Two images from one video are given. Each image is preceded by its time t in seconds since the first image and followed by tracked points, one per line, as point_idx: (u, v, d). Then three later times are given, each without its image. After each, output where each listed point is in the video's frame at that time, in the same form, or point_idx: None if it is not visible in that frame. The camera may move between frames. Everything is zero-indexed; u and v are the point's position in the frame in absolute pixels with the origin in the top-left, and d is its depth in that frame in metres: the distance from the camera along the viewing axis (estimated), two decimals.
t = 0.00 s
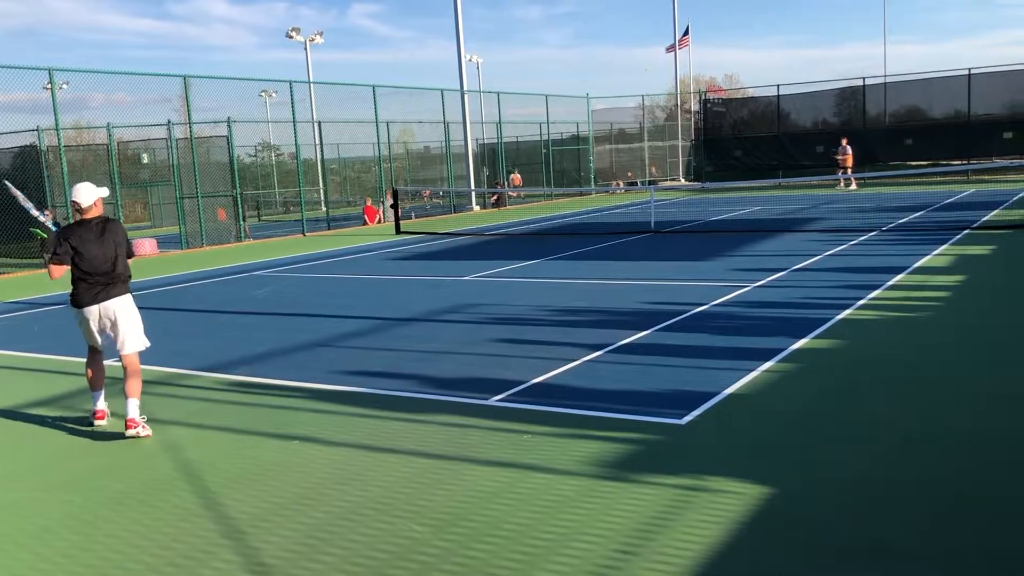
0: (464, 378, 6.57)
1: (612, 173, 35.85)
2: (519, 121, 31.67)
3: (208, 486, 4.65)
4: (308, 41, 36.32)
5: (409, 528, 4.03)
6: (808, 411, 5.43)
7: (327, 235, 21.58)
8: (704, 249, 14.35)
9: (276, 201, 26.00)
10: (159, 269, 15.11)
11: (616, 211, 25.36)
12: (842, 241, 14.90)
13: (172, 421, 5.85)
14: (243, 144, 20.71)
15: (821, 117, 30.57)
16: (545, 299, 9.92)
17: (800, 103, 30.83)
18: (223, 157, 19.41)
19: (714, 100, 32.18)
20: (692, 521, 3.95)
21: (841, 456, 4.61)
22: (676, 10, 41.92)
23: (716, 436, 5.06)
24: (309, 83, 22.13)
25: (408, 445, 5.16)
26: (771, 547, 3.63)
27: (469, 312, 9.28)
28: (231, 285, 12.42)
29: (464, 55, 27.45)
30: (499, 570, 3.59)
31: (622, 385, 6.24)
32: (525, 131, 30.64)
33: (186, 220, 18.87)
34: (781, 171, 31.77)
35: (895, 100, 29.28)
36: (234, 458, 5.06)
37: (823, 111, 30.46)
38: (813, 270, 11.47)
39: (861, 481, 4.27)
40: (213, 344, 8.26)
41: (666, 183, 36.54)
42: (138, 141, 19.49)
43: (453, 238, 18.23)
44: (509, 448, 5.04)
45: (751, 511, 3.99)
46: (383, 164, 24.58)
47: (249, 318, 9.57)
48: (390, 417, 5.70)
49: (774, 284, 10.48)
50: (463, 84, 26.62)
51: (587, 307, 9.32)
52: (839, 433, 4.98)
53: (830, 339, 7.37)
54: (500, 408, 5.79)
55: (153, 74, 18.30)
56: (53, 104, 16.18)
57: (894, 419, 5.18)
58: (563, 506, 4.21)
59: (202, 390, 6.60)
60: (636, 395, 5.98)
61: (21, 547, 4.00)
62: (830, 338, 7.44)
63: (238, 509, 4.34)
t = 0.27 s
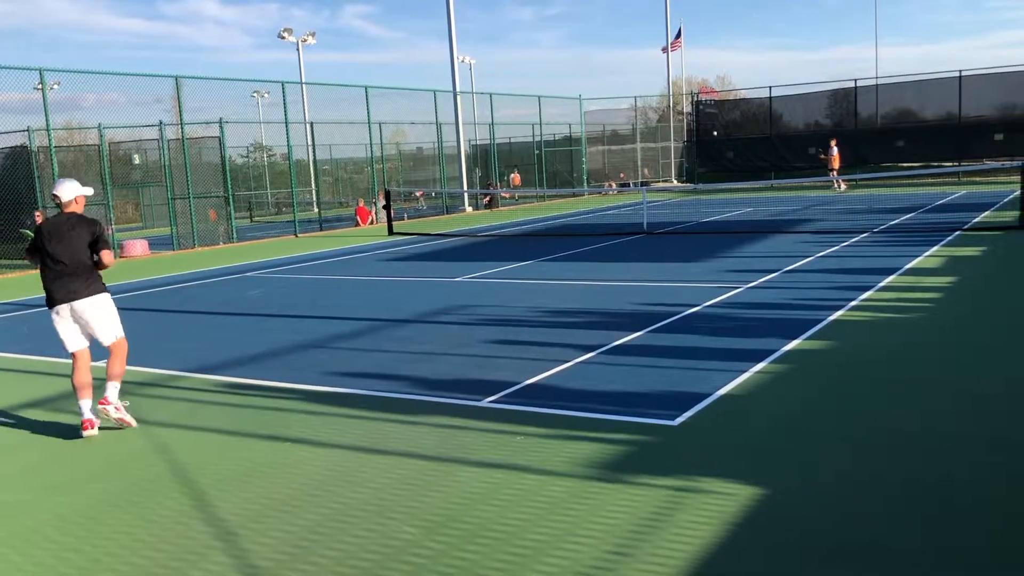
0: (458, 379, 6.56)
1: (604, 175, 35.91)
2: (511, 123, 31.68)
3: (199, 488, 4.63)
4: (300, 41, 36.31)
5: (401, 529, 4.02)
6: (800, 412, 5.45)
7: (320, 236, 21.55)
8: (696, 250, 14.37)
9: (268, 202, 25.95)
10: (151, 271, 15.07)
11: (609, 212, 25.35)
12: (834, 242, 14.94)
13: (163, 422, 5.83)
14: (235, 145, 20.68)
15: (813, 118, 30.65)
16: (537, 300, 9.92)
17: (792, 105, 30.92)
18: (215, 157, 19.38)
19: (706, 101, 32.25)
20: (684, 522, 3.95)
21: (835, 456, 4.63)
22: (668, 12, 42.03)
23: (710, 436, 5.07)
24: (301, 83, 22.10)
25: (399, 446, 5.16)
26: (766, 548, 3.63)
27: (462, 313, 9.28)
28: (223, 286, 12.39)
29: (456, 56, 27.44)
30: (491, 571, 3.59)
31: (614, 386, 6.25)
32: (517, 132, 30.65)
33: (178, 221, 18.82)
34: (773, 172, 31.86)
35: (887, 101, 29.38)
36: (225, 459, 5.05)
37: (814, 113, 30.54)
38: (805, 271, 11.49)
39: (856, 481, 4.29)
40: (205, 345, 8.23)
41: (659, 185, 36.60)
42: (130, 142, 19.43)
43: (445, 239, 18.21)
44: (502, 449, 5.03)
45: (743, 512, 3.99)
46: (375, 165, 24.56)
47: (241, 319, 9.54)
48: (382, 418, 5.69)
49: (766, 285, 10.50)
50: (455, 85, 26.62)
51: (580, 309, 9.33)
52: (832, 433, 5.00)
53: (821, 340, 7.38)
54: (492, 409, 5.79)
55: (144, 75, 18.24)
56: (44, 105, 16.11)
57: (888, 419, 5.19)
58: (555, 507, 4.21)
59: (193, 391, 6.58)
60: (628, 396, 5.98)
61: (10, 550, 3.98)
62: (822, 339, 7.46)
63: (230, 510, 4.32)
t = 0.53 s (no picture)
0: (454, 381, 6.56)
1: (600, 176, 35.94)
2: (507, 124, 31.69)
3: (194, 490, 4.62)
4: (295, 42, 36.28)
5: (397, 531, 4.02)
6: (796, 412, 5.46)
7: (315, 237, 21.54)
8: (691, 251, 14.38)
9: (263, 204, 25.92)
10: (146, 272, 15.04)
11: (604, 214, 25.35)
12: (829, 243, 14.96)
13: (158, 424, 5.82)
14: (230, 146, 20.66)
15: (808, 120, 30.70)
16: (533, 301, 9.92)
17: (787, 106, 30.97)
18: (210, 159, 19.37)
19: (702, 103, 32.29)
20: (680, 523, 3.95)
21: (832, 457, 4.64)
22: (663, 13, 42.08)
23: (706, 437, 5.08)
24: (297, 85, 22.08)
25: (395, 448, 5.15)
26: (764, 549, 3.63)
27: (457, 314, 9.28)
28: (218, 287, 12.37)
29: (452, 58, 27.43)
30: (487, 572, 3.59)
31: (610, 387, 6.25)
32: (513, 133, 30.66)
33: (173, 222, 18.78)
34: (768, 174, 31.91)
35: (882, 103, 29.45)
36: (221, 461, 5.04)
37: (810, 115, 30.59)
38: (800, 273, 11.51)
39: (854, 481, 4.30)
40: (200, 346, 8.21)
41: (654, 186, 36.64)
42: (125, 143, 19.39)
43: (440, 240, 18.20)
44: (498, 450, 5.03)
45: (739, 513, 4.00)
46: (370, 167, 24.54)
47: (236, 321, 9.52)
48: (378, 420, 5.69)
49: (762, 286, 10.51)
50: (451, 87, 26.63)
51: (576, 310, 9.33)
52: (828, 434, 5.01)
53: (817, 341, 7.39)
54: (489, 410, 5.78)
55: (139, 76, 18.21)
56: (39, 106, 16.08)
57: (884, 421, 5.20)
58: (551, 508, 4.21)
59: (188, 393, 6.57)
60: (624, 397, 5.98)
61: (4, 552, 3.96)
62: (817, 340, 7.47)
63: (225, 512, 4.31)
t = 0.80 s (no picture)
0: (453, 382, 6.56)
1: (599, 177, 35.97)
2: (506, 125, 31.70)
3: (194, 491, 4.62)
4: (294, 43, 36.29)
5: (396, 532, 4.02)
6: (794, 413, 5.47)
7: (314, 238, 21.55)
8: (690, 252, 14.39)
9: (262, 204, 25.93)
10: (145, 272, 15.04)
11: (603, 214, 25.35)
12: (828, 244, 14.97)
13: (157, 425, 5.82)
14: (229, 147, 20.66)
15: (807, 121, 30.71)
16: (532, 302, 9.92)
17: (786, 107, 30.99)
18: (209, 160, 19.38)
19: (701, 104, 32.32)
20: (680, 523, 3.96)
21: (831, 457, 4.65)
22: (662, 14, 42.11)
23: (705, 438, 5.08)
24: (296, 85, 22.08)
25: (395, 449, 5.15)
26: (764, 550, 3.64)
27: (456, 315, 9.28)
28: (217, 288, 12.36)
29: (451, 58, 27.43)
30: (487, 573, 3.59)
31: (609, 387, 6.26)
32: (512, 134, 30.66)
33: (172, 223, 18.77)
34: (767, 174, 31.92)
35: (881, 103, 29.47)
36: (220, 462, 5.03)
37: (809, 115, 30.60)
38: (799, 273, 11.52)
39: (853, 481, 4.30)
40: (199, 347, 8.21)
41: (653, 187, 36.66)
42: (124, 144, 19.39)
43: (439, 241, 18.20)
44: (498, 451, 5.04)
45: (739, 514, 4.00)
46: (370, 168, 24.55)
47: (235, 322, 9.52)
48: (377, 421, 5.69)
49: (761, 287, 10.51)
50: (450, 88, 26.64)
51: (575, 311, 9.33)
52: (826, 435, 5.02)
53: (816, 342, 7.40)
54: (488, 411, 5.78)
55: (138, 76, 18.20)
56: (38, 107, 16.07)
57: (882, 421, 5.21)
58: (551, 509, 4.21)
59: (188, 394, 6.57)
60: (623, 398, 5.99)
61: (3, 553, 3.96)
62: (816, 341, 7.48)
63: (224, 513, 4.31)
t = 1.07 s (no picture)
0: (454, 382, 6.56)
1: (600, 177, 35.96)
2: (507, 125, 31.71)
3: (195, 492, 4.62)
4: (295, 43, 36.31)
5: (397, 532, 4.02)
6: (795, 413, 5.47)
7: (315, 238, 21.56)
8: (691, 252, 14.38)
9: (263, 204, 25.94)
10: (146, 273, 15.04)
11: (604, 214, 25.34)
12: (829, 244, 14.96)
13: (158, 426, 5.82)
14: (230, 147, 20.67)
15: (808, 121, 30.70)
16: (533, 302, 9.92)
17: (787, 107, 30.99)
18: (210, 160, 19.40)
19: (702, 104, 32.32)
20: (682, 524, 3.95)
21: (832, 458, 4.64)
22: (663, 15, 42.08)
23: (706, 438, 5.09)
24: (297, 86, 22.09)
25: (396, 449, 5.14)
26: (765, 550, 3.63)
27: (457, 315, 9.27)
28: (218, 288, 12.37)
29: (452, 59, 27.43)
30: (488, 573, 3.59)
31: (610, 387, 6.26)
32: (513, 134, 30.66)
33: (173, 223, 18.77)
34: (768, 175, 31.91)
35: (882, 104, 29.46)
36: (222, 463, 5.03)
37: (809, 115, 30.59)
38: (800, 274, 11.51)
39: (853, 481, 4.31)
40: (200, 347, 8.22)
41: (654, 187, 36.66)
42: (125, 144, 19.40)
43: (440, 241, 18.20)
44: (499, 451, 5.03)
45: (741, 515, 3.99)
46: (371, 168, 24.56)
47: (235, 322, 9.52)
48: (378, 421, 5.69)
49: (762, 287, 10.50)
50: (451, 88, 26.64)
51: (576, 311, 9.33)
52: (826, 435, 5.02)
53: (817, 343, 7.39)
54: (489, 412, 5.78)
55: (140, 77, 18.21)
56: (39, 107, 16.07)
57: (883, 421, 5.21)
58: (552, 509, 4.21)
59: (189, 394, 6.57)
60: (624, 398, 5.99)
61: (4, 554, 3.96)
62: (818, 341, 7.48)
63: (225, 514, 4.31)
